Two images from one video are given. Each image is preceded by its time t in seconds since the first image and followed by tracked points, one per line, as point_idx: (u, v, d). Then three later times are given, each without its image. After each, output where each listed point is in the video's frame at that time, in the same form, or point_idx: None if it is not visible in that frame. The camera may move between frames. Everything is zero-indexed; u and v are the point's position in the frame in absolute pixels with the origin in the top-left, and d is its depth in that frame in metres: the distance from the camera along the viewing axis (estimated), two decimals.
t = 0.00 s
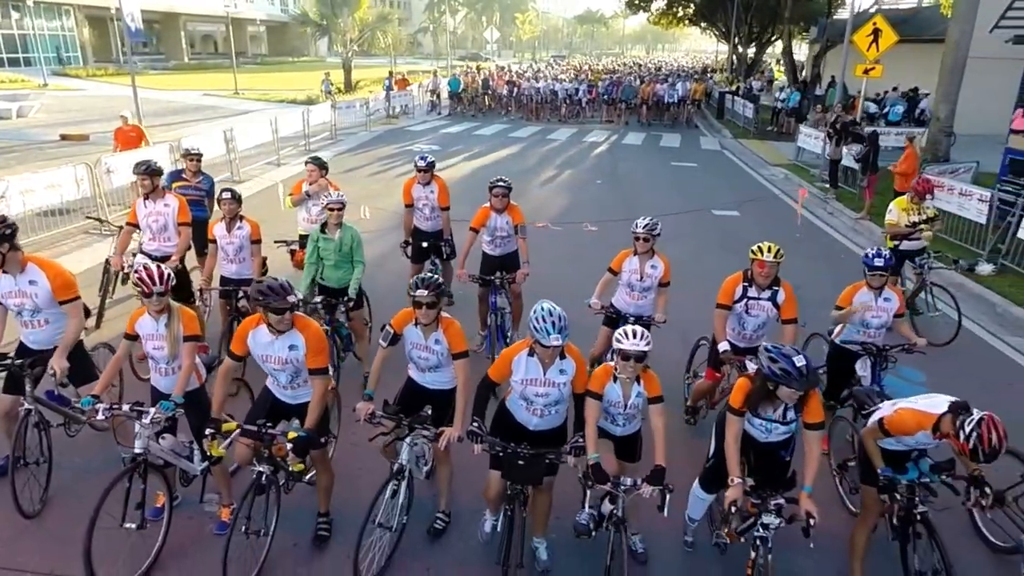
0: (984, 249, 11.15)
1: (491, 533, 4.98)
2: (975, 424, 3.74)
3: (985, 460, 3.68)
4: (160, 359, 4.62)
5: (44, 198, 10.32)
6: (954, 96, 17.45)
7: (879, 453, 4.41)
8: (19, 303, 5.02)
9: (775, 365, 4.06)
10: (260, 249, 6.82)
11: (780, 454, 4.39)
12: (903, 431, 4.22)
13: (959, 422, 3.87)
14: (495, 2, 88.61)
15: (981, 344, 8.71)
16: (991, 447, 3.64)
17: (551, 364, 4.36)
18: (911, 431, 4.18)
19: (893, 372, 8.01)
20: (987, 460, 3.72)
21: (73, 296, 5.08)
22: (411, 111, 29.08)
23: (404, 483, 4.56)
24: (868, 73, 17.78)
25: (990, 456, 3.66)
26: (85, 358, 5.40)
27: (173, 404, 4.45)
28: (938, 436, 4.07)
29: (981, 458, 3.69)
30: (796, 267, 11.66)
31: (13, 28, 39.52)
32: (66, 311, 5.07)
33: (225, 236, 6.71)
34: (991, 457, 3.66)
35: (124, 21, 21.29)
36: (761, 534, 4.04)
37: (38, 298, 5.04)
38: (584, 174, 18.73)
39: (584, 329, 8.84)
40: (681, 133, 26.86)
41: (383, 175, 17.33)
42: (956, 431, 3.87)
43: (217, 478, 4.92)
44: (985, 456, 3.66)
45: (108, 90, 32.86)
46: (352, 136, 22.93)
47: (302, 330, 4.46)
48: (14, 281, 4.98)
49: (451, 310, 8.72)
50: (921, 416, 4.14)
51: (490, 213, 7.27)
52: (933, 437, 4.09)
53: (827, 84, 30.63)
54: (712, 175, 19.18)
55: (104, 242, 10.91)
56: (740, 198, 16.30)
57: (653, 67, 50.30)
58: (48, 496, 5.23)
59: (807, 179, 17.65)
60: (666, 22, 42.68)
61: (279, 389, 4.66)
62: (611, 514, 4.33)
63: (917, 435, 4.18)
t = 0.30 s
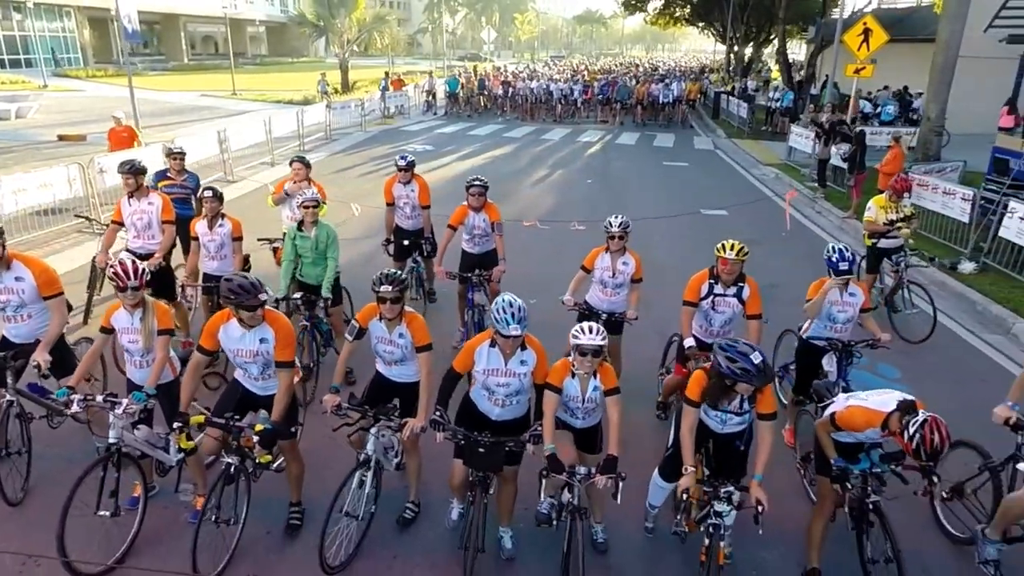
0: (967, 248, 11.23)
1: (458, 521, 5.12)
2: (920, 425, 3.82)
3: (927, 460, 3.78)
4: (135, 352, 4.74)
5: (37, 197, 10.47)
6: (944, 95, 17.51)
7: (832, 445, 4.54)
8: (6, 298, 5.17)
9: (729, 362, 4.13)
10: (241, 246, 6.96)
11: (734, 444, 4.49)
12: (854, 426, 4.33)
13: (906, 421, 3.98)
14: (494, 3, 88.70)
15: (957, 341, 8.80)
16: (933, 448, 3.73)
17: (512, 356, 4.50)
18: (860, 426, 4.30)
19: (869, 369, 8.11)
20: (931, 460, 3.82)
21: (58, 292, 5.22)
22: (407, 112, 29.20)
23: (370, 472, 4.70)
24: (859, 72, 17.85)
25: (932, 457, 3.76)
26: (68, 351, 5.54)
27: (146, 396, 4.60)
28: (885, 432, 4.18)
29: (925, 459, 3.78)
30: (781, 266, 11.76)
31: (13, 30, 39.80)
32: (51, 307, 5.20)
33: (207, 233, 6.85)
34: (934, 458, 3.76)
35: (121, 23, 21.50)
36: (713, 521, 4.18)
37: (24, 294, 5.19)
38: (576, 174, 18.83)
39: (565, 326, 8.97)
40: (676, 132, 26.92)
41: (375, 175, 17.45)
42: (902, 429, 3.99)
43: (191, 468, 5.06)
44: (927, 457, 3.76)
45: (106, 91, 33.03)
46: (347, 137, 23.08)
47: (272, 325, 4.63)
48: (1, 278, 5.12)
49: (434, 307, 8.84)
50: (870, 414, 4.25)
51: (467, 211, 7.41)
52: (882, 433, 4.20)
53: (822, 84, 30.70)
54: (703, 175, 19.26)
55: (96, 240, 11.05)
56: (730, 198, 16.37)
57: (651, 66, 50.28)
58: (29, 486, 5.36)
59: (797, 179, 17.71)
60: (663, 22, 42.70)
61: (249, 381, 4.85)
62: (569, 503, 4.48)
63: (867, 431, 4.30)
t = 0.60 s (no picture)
0: (950, 247, 11.30)
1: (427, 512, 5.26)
2: (861, 407, 3.99)
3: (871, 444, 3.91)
4: (111, 346, 4.87)
5: (29, 197, 10.63)
6: (934, 95, 17.57)
7: (789, 439, 4.68)
8: None
9: (682, 355, 4.19)
10: (222, 244, 7.09)
11: (691, 436, 4.61)
12: (806, 417, 4.46)
13: (849, 405, 4.14)
14: (493, 3, 88.68)
15: (936, 340, 8.86)
16: (874, 430, 3.88)
17: (473, 348, 4.63)
18: (811, 417, 4.43)
19: (846, 367, 8.19)
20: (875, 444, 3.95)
21: (41, 288, 5.34)
22: (403, 112, 29.30)
23: (338, 463, 4.85)
24: (849, 72, 17.91)
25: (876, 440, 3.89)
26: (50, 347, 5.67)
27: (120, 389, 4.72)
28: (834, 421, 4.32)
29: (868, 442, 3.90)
30: (765, 265, 11.86)
31: (13, 31, 40.03)
32: (34, 303, 5.31)
33: (190, 232, 6.98)
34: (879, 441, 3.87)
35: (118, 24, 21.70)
36: (668, 509, 4.34)
37: (8, 290, 5.31)
38: (568, 174, 18.92)
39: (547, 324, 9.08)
40: (670, 132, 26.98)
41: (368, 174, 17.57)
42: (846, 414, 4.14)
43: (168, 459, 5.18)
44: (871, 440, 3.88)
45: (105, 92, 33.22)
46: (341, 137, 23.20)
47: (241, 315, 4.79)
48: None
49: (417, 306, 8.95)
50: (819, 402, 4.38)
51: (446, 209, 7.57)
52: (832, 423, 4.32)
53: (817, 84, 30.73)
54: (694, 175, 19.34)
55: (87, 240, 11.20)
56: (720, 197, 16.45)
57: (649, 66, 50.22)
58: (12, 478, 5.50)
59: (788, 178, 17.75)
60: (660, 21, 42.71)
61: (224, 369, 5.04)
62: (531, 493, 4.61)
63: (817, 421, 4.43)
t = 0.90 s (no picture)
0: (928, 245, 11.50)
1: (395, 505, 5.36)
2: (789, 358, 4.41)
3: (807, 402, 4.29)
4: (83, 342, 4.97)
5: (16, 195, 10.71)
6: (920, 95, 17.73)
7: (746, 437, 4.77)
8: None
9: (636, 349, 4.30)
10: (201, 242, 7.19)
11: (648, 429, 4.71)
12: (756, 402, 4.60)
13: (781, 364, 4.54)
14: (491, 3, 88.70)
15: (910, 337, 9.02)
16: (803, 372, 4.28)
17: (437, 342, 4.74)
18: (760, 400, 4.58)
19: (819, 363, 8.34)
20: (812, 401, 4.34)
21: (12, 285, 5.41)
22: (396, 111, 29.35)
23: (308, 457, 4.93)
24: (836, 73, 18.09)
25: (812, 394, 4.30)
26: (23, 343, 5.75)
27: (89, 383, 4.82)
28: (780, 400, 4.52)
29: (804, 397, 4.29)
30: (747, 264, 11.99)
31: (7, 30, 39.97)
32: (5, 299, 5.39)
33: (168, 230, 7.08)
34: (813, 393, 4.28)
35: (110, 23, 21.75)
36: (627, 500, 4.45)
37: None
38: (557, 173, 19.01)
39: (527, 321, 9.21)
40: (662, 132, 27.08)
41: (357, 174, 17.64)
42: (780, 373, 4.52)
43: (141, 454, 5.27)
44: (807, 396, 4.28)
45: (98, 91, 33.20)
46: (333, 136, 23.25)
47: (203, 309, 4.98)
48: None
49: (398, 304, 9.06)
50: (763, 381, 4.59)
51: (424, 209, 7.70)
52: (777, 401, 4.52)
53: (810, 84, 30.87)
54: (684, 174, 19.44)
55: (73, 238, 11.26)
56: (706, 197, 16.57)
57: (643, 67, 50.29)
58: None
59: (775, 178, 17.88)
60: (655, 21, 42.80)
61: (193, 363, 5.22)
62: (495, 485, 4.70)
63: (766, 403, 4.59)
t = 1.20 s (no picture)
0: (906, 245, 11.72)
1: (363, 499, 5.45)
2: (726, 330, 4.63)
3: (744, 360, 4.44)
4: (53, 339, 5.04)
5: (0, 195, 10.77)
6: (905, 97, 17.93)
7: (706, 433, 4.82)
8: None
9: (593, 344, 4.41)
10: (179, 241, 7.28)
11: (608, 423, 4.81)
12: (708, 389, 4.70)
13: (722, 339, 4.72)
14: (488, 4, 88.87)
15: (884, 336, 9.17)
16: (738, 334, 4.48)
17: (404, 339, 4.82)
18: (712, 385, 4.68)
19: (793, 360, 8.50)
20: (749, 362, 4.49)
21: None
22: (389, 112, 29.39)
23: (274, 451, 5.01)
24: (822, 74, 18.26)
25: (746, 349, 4.46)
26: None
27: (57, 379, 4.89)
28: (729, 382, 4.68)
29: (738, 351, 4.45)
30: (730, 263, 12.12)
31: None
32: None
33: (146, 229, 7.18)
34: (748, 349, 4.44)
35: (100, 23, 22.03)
36: (586, 493, 4.54)
37: None
38: (547, 173, 19.05)
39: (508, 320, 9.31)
40: (654, 132, 27.18)
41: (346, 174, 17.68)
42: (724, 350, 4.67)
43: (114, 449, 5.36)
44: (741, 350, 4.44)
45: (91, 91, 33.13)
46: (325, 136, 23.27)
47: (174, 306, 5.06)
48: None
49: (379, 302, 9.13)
50: (712, 364, 4.72)
51: (402, 209, 7.78)
52: (727, 382, 4.67)
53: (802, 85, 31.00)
54: (672, 174, 19.53)
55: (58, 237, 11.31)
56: (694, 197, 16.65)
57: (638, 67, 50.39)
58: None
59: (763, 179, 18.00)
60: (649, 23, 42.88)
61: (165, 361, 5.28)
62: (459, 479, 4.76)
63: (718, 388, 4.71)
